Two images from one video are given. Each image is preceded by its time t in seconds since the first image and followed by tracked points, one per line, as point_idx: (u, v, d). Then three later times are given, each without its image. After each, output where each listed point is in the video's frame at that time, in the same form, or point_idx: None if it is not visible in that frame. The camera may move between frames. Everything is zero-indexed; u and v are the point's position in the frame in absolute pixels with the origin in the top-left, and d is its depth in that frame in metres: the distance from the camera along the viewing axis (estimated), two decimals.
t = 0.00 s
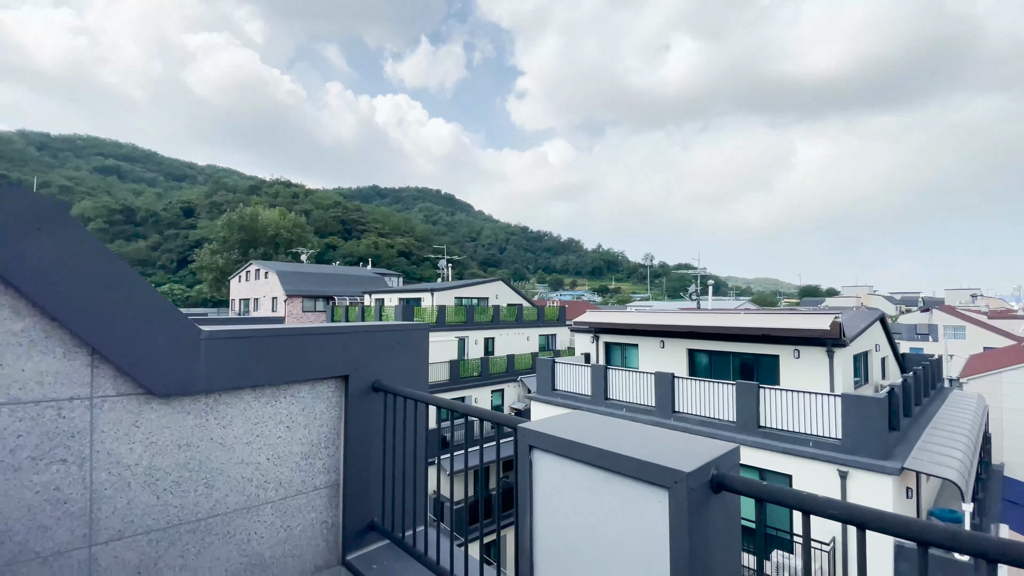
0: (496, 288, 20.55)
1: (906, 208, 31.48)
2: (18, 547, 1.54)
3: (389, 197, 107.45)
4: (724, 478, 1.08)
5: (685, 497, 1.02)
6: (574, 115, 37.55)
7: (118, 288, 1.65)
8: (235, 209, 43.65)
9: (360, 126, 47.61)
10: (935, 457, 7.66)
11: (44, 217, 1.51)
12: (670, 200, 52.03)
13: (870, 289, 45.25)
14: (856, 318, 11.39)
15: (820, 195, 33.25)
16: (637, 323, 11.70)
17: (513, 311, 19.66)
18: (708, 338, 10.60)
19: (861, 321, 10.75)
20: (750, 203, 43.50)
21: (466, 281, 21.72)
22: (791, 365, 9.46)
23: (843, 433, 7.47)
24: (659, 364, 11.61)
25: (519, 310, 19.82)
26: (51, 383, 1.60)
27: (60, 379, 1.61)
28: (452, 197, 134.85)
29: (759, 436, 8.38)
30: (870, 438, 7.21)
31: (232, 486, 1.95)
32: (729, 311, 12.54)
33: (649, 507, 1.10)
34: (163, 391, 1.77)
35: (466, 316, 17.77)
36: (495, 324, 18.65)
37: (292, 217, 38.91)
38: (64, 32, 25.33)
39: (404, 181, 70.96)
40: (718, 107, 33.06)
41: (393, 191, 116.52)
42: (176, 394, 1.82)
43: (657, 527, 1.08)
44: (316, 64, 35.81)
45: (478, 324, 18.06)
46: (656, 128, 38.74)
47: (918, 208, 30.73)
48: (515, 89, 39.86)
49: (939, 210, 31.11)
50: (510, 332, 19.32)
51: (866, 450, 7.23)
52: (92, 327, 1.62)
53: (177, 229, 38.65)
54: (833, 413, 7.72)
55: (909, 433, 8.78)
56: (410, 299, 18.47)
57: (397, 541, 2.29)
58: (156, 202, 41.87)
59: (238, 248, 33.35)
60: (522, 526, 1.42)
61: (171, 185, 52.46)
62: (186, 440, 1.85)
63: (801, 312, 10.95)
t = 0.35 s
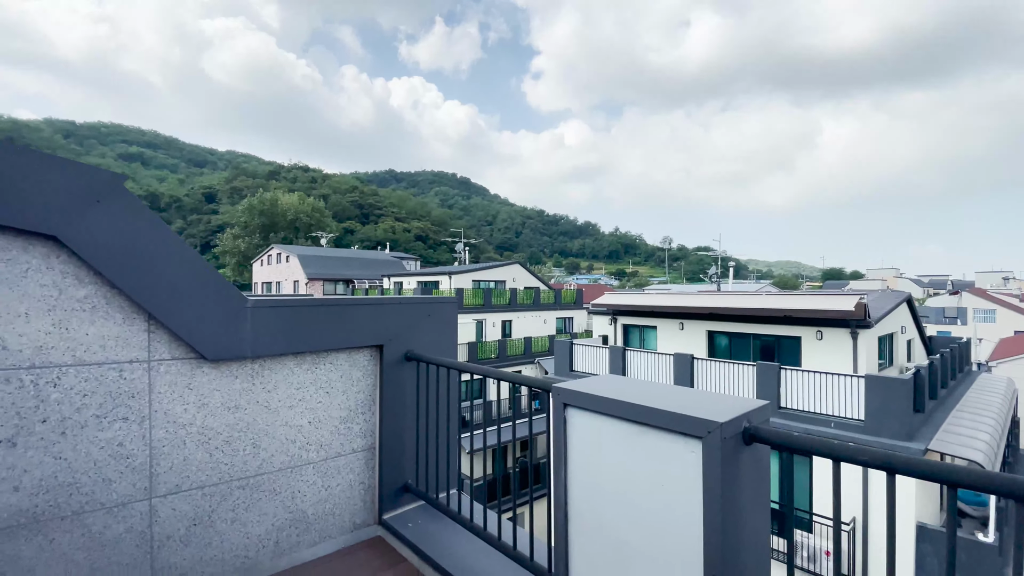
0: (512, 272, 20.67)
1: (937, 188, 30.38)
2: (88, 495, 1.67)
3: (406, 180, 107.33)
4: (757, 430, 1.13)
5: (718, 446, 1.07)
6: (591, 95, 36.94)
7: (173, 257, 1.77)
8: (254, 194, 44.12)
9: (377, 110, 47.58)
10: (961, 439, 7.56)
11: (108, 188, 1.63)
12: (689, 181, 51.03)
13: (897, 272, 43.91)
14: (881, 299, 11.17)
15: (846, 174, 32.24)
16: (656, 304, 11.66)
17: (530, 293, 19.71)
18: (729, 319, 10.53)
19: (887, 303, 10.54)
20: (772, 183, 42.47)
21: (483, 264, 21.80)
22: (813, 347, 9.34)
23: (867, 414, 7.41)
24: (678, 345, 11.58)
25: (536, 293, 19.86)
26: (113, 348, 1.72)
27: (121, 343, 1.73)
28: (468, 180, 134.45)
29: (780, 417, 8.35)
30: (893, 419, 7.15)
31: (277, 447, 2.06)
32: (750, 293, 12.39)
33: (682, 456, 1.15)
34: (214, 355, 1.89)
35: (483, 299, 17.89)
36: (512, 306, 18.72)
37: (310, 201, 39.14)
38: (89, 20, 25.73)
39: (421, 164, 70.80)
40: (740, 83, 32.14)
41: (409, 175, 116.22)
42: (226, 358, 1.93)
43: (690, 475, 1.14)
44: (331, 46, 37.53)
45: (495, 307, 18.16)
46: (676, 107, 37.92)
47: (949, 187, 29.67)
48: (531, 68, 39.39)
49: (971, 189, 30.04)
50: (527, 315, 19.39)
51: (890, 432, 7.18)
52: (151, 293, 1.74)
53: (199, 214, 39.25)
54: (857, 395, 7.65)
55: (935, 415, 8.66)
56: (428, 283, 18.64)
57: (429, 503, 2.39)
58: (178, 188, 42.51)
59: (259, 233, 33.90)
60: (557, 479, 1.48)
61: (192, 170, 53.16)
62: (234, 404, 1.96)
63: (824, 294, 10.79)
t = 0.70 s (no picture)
0: (528, 255, 20.85)
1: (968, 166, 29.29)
2: (135, 454, 1.77)
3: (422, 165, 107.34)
4: (778, 388, 1.15)
5: (741, 402, 1.10)
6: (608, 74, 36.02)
7: (207, 229, 1.84)
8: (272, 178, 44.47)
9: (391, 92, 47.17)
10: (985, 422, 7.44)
11: (145, 160, 1.70)
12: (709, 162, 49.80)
13: (925, 254, 42.59)
14: (906, 280, 10.91)
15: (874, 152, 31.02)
16: (674, 286, 11.58)
17: (545, 276, 19.72)
18: (748, 301, 10.42)
19: (912, 285, 10.30)
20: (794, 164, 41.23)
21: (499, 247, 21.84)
22: (834, 328, 9.19)
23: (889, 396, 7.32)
24: (695, 327, 11.51)
25: (551, 276, 19.85)
26: (155, 315, 1.81)
27: (162, 310, 1.82)
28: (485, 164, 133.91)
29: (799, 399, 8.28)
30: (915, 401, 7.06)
31: (308, 414, 2.15)
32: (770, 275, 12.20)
33: (703, 415, 1.18)
34: (248, 322, 1.97)
35: (499, 282, 17.95)
36: (528, 289, 18.76)
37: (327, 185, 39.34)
38: (106, 3, 25.69)
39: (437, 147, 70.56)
40: (763, 59, 31.11)
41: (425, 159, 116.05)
42: (260, 327, 2.01)
43: (711, 431, 1.17)
44: (344, 28, 37.56)
45: (511, 290, 18.22)
46: (696, 85, 36.82)
47: (983, 165, 28.48)
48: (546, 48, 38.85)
49: (1005, 167, 28.86)
50: (543, 298, 19.41)
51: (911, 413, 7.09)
52: (189, 262, 1.82)
53: (218, 199, 39.71)
54: (879, 376, 7.54)
55: (959, 399, 8.50)
56: (444, 266, 18.76)
57: (453, 470, 2.48)
58: (198, 173, 43.05)
59: (277, 217, 34.34)
60: (578, 441, 1.52)
61: (211, 155, 53.73)
62: (268, 370, 2.05)
63: (846, 275, 10.58)
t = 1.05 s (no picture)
0: (543, 240, 20.97)
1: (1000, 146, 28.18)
2: (170, 416, 1.86)
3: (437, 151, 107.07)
4: (794, 347, 1.17)
5: (755, 360, 1.12)
6: (624, 53, 35.43)
7: (233, 202, 1.90)
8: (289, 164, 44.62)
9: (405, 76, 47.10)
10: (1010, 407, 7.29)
11: (174, 134, 1.76)
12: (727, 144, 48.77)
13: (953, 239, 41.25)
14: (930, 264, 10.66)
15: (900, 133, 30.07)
16: (691, 270, 11.46)
17: (560, 261, 19.67)
18: (767, 284, 10.29)
19: (937, 268, 10.06)
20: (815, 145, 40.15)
21: (515, 232, 21.79)
22: (855, 312, 9.06)
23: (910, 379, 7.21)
24: (713, 311, 11.41)
25: (566, 261, 19.80)
26: (187, 284, 1.88)
27: (194, 279, 1.89)
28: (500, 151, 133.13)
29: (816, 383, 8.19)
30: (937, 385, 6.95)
31: (333, 381, 2.24)
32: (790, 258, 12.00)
33: (719, 373, 1.20)
34: (275, 293, 2.04)
35: (514, 266, 17.95)
36: (543, 274, 18.74)
37: (343, 171, 39.38)
38: None
39: (452, 132, 70.15)
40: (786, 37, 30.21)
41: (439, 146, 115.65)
42: (285, 297, 2.08)
43: (727, 391, 1.19)
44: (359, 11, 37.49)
45: (526, 274, 18.21)
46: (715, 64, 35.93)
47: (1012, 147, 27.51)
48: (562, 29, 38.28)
49: None
50: (558, 283, 19.38)
51: (933, 397, 6.99)
52: (217, 233, 1.88)
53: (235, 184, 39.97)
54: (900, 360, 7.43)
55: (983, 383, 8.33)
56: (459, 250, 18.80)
57: (472, 438, 2.54)
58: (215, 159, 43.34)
59: (295, 203, 34.72)
60: (596, 402, 1.56)
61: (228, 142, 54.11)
62: (294, 338, 2.13)
63: (869, 259, 10.37)
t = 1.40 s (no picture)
0: (558, 228, 21.15)
1: None
2: (206, 382, 1.97)
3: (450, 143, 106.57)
4: (802, 307, 1.21)
5: (765, 318, 1.16)
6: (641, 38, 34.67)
7: (263, 179, 2.00)
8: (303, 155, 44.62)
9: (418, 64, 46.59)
10: None
11: (205, 111, 1.85)
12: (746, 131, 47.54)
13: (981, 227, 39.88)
14: (953, 251, 10.46)
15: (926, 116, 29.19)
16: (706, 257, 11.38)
17: (574, 250, 19.65)
18: (784, 271, 10.17)
19: (960, 255, 9.87)
20: (839, 132, 38.92)
21: (528, 221, 21.76)
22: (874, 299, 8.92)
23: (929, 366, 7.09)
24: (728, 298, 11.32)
25: (580, 250, 19.77)
26: (219, 257, 1.98)
27: (227, 252, 1.99)
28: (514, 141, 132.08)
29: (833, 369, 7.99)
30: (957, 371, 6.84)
31: (358, 352, 2.34)
32: (807, 245, 11.85)
33: (733, 332, 1.25)
34: (302, 266, 2.12)
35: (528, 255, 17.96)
36: (556, 263, 18.72)
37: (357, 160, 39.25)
38: None
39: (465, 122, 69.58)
40: (808, 19, 29.37)
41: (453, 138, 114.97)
42: (312, 270, 2.17)
43: (737, 348, 1.24)
44: None
45: (539, 263, 18.19)
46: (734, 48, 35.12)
47: None
48: (576, 14, 37.75)
49: None
50: (572, 272, 19.36)
51: (952, 384, 6.89)
52: (247, 206, 1.98)
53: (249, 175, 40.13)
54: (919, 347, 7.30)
55: (1004, 371, 8.20)
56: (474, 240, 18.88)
57: (489, 409, 2.62)
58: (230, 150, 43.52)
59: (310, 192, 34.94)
60: (609, 364, 1.61)
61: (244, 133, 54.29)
62: (321, 311, 2.22)
63: (890, 245, 10.21)
